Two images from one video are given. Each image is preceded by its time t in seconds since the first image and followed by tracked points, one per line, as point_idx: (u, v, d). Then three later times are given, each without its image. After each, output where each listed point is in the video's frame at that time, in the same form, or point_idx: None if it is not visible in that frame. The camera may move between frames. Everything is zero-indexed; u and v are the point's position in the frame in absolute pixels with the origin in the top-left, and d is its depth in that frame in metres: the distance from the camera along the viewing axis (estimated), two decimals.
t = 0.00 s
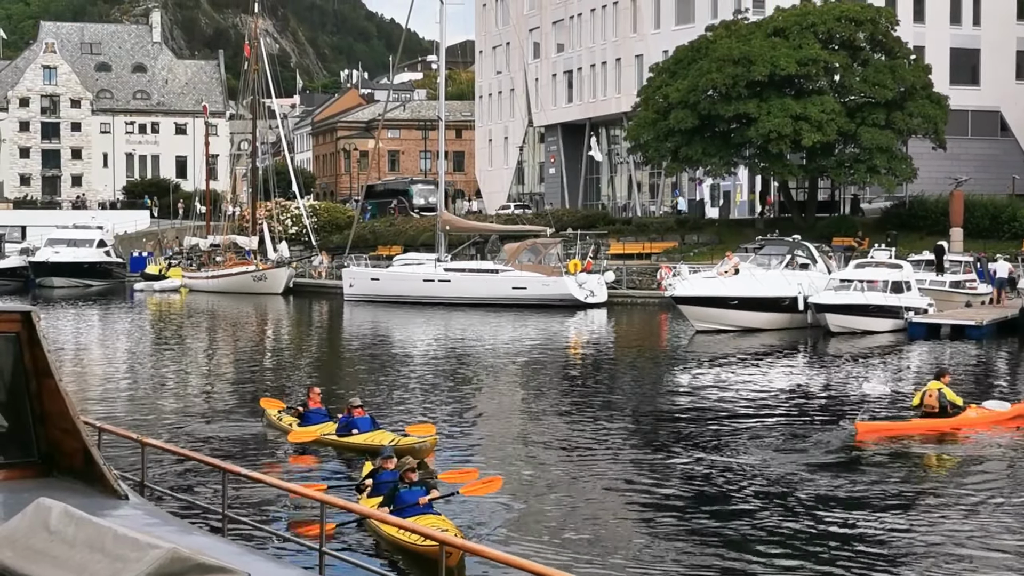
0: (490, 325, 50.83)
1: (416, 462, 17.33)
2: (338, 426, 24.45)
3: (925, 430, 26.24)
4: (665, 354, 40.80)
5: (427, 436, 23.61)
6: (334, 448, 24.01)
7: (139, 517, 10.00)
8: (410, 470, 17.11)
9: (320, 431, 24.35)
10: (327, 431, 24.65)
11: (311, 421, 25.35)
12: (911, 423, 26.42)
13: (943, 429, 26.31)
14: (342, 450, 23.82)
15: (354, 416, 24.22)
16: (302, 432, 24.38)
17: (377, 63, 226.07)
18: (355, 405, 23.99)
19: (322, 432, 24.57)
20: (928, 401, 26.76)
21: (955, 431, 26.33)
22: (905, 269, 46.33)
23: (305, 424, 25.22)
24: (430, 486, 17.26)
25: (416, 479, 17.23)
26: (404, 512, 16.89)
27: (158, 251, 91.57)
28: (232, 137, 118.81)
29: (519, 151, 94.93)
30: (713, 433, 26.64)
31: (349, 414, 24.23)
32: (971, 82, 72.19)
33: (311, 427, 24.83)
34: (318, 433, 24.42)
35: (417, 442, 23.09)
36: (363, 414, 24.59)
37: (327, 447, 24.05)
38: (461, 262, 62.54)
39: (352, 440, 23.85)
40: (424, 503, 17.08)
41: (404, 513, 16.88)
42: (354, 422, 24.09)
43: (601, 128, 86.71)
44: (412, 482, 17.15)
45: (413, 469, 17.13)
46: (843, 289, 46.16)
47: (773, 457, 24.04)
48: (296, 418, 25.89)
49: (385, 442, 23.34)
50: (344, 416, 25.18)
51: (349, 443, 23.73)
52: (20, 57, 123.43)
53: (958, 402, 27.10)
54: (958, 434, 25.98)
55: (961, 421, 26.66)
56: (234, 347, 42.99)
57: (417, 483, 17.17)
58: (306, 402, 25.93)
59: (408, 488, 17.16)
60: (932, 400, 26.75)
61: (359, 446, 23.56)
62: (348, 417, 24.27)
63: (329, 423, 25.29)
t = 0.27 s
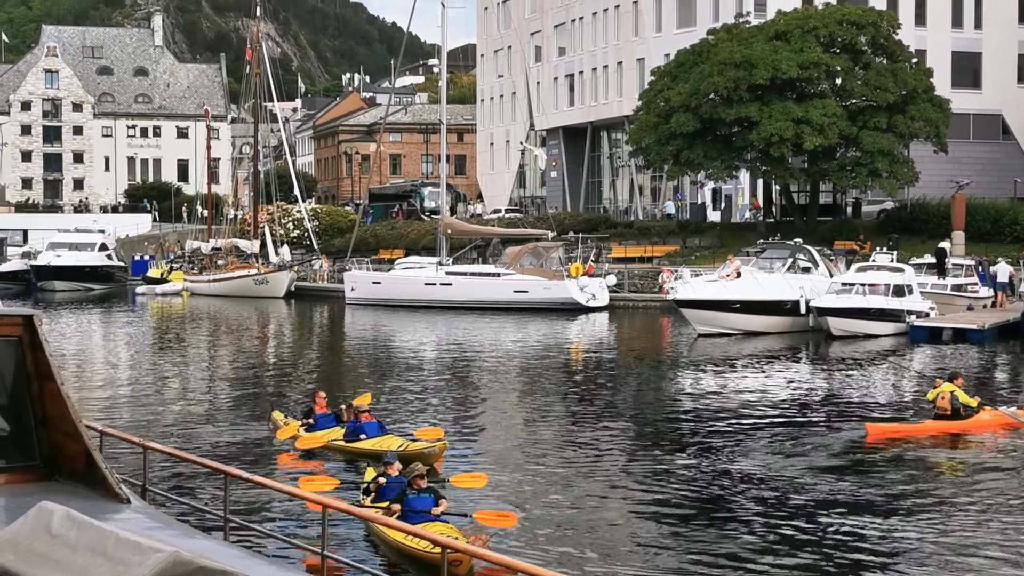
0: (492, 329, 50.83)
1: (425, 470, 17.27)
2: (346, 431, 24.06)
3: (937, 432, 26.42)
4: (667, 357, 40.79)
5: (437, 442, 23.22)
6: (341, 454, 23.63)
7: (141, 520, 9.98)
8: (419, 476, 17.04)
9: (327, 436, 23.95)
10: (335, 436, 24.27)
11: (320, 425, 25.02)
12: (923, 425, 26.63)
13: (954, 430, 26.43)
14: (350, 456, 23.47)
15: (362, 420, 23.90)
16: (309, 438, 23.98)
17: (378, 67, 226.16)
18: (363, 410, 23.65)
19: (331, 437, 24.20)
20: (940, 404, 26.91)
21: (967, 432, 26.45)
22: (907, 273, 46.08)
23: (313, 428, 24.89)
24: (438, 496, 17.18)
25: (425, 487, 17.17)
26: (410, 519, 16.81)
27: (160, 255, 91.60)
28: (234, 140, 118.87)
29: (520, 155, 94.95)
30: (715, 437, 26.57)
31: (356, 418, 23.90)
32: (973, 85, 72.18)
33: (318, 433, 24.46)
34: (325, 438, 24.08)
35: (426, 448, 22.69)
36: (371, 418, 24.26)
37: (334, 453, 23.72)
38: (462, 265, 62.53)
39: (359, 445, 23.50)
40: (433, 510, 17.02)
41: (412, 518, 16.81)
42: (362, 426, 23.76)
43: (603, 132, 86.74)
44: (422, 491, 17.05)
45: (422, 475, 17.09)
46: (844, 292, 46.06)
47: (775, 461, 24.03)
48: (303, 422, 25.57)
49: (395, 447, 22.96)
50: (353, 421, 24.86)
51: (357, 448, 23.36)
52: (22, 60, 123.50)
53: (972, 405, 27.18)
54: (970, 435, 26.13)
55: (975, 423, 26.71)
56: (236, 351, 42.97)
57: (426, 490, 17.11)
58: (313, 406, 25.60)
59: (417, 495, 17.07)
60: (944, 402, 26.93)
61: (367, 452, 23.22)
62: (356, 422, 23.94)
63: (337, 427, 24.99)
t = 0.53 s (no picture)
0: (493, 333, 50.83)
1: (435, 476, 17.08)
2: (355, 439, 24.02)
3: (951, 435, 26.53)
4: (669, 362, 40.77)
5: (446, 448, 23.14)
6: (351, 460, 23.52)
7: (143, 524, 9.98)
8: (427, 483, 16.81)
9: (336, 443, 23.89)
10: (343, 442, 24.17)
11: (327, 430, 24.95)
12: (937, 428, 26.76)
13: (966, 434, 26.49)
14: (359, 461, 23.54)
15: (370, 426, 24.07)
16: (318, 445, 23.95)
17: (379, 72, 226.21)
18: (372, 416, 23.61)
19: (339, 443, 24.20)
20: (953, 407, 27.02)
21: (982, 434, 26.56)
22: (908, 277, 46.37)
23: (320, 433, 24.84)
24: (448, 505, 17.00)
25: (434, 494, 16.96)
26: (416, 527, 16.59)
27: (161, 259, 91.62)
28: (236, 145, 118.89)
29: (522, 159, 94.98)
30: (717, 441, 26.60)
31: (365, 424, 24.06)
32: (975, 89, 72.18)
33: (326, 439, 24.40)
34: (333, 444, 24.06)
35: (435, 453, 22.62)
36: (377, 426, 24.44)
37: (343, 458, 23.68)
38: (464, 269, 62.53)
39: (368, 451, 23.61)
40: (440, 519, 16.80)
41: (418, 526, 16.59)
42: (370, 432, 23.96)
43: (605, 136, 86.73)
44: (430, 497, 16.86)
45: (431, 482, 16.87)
46: (846, 297, 46.27)
47: (776, 465, 24.03)
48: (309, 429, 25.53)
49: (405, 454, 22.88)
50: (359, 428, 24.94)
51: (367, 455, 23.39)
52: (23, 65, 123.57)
53: (987, 408, 27.22)
54: (984, 438, 26.24)
55: (988, 425, 26.71)
56: (238, 355, 42.99)
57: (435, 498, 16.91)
58: (319, 413, 25.60)
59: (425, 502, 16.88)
60: (957, 405, 27.05)
61: (376, 457, 23.36)
62: (364, 428, 24.09)
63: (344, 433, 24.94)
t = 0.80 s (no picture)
0: (495, 337, 50.84)
1: (441, 482, 16.59)
2: (363, 442, 23.85)
3: (965, 438, 26.68)
4: (671, 366, 40.74)
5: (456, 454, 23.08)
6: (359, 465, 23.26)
7: (147, 528, 9.95)
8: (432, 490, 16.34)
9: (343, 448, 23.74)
10: (351, 447, 24.07)
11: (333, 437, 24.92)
12: (950, 431, 26.92)
13: (979, 437, 26.70)
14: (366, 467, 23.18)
15: (379, 433, 23.65)
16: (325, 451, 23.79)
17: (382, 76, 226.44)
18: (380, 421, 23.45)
19: (347, 449, 24.03)
20: (966, 409, 27.23)
21: (995, 438, 26.72)
22: (911, 281, 46.44)
23: (327, 439, 24.77)
24: (457, 512, 16.59)
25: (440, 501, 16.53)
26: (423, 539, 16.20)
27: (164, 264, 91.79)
28: (238, 149, 119.01)
29: (524, 163, 95.08)
30: (719, 445, 26.60)
31: (373, 430, 23.64)
32: (977, 94, 72.25)
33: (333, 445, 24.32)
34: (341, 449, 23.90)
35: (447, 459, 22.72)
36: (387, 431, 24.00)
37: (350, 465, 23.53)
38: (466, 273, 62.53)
39: (376, 456, 23.21)
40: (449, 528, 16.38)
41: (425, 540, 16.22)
42: (379, 438, 23.52)
43: (607, 140, 86.80)
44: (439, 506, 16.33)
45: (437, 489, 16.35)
46: (849, 301, 46.26)
47: (778, 470, 23.99)
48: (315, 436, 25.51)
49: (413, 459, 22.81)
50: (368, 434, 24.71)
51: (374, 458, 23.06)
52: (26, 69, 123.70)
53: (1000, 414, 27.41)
54: (998, 442, 26.40)
55: (1001, 430, 26.89)
56: (240, 359, 43.02)
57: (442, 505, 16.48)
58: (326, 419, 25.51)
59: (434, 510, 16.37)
60: (970, 408, 27.20)
61: (384, 462, 22.91)
62: (373, 434, 23.69)
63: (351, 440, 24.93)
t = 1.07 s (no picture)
0: (497, 341, 50.84)
1: (445, 488, 15.85)
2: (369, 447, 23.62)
3: (980, 439, 27.02)
4: (672, 370, 40.73)
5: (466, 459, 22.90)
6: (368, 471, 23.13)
7: (149, 532, 9.94)
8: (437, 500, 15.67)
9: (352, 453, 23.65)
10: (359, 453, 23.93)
11: (341, 441, 24.81)
12: (964, 433, 27.25)
13: (993, 438, 27.05)
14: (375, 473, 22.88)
15: (388, 437, 23.31)
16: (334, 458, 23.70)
17: (384, 80, 226.64)
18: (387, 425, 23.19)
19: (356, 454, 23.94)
20: (980, 412, 27.61)
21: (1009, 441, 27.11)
22: (913, 285, 46.28)
23: (333, 444, 24.62)
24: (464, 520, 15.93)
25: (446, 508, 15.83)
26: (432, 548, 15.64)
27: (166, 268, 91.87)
28: (240, 153, 119.10)
29: (526, 167, 95.14)
30: (722, 449, 26.59)
31: (382, 435, 23.31)
32: (979, 98, 72.27)
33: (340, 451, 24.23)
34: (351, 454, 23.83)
35: (458, 465, 22.67)
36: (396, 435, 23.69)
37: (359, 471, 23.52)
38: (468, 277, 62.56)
39: (385, 461, 22.91)
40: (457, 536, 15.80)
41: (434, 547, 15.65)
42: (388, 443, 23.18)
43: (609, 144, 86.84)
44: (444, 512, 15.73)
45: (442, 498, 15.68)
46: (851, 305, 46.14)
47: (780, 474, 23.99)
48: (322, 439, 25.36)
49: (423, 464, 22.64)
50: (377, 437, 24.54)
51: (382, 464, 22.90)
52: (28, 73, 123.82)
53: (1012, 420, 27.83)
54: (1013, 443, 26.77)
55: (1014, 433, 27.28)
56: (242, 363, 43.01)
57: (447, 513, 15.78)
58: (333, 423, 25.31)
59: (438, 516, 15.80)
60: (984, 410, 27.58)
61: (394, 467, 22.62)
62: (381, 439, 23.35)
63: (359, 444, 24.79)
